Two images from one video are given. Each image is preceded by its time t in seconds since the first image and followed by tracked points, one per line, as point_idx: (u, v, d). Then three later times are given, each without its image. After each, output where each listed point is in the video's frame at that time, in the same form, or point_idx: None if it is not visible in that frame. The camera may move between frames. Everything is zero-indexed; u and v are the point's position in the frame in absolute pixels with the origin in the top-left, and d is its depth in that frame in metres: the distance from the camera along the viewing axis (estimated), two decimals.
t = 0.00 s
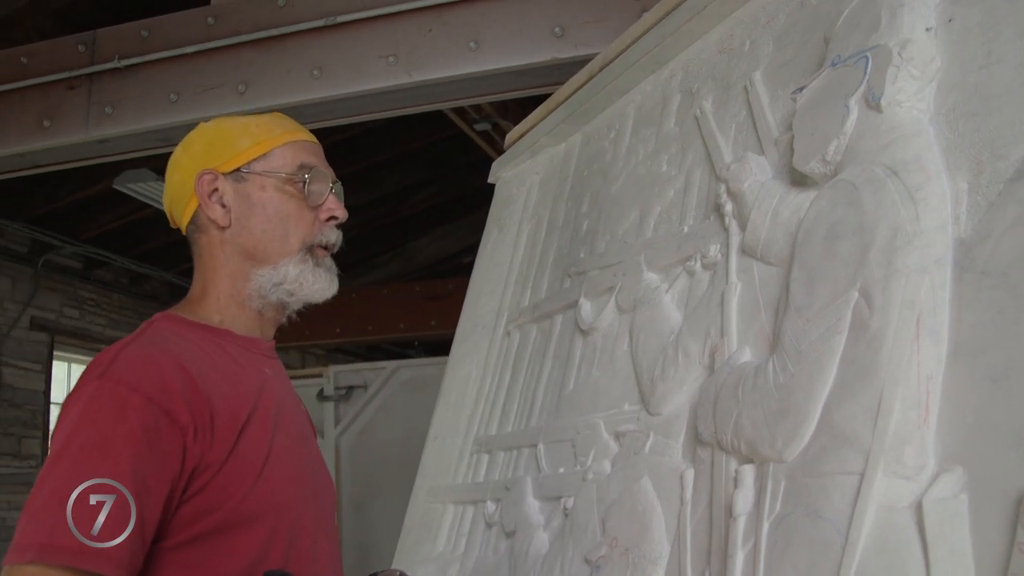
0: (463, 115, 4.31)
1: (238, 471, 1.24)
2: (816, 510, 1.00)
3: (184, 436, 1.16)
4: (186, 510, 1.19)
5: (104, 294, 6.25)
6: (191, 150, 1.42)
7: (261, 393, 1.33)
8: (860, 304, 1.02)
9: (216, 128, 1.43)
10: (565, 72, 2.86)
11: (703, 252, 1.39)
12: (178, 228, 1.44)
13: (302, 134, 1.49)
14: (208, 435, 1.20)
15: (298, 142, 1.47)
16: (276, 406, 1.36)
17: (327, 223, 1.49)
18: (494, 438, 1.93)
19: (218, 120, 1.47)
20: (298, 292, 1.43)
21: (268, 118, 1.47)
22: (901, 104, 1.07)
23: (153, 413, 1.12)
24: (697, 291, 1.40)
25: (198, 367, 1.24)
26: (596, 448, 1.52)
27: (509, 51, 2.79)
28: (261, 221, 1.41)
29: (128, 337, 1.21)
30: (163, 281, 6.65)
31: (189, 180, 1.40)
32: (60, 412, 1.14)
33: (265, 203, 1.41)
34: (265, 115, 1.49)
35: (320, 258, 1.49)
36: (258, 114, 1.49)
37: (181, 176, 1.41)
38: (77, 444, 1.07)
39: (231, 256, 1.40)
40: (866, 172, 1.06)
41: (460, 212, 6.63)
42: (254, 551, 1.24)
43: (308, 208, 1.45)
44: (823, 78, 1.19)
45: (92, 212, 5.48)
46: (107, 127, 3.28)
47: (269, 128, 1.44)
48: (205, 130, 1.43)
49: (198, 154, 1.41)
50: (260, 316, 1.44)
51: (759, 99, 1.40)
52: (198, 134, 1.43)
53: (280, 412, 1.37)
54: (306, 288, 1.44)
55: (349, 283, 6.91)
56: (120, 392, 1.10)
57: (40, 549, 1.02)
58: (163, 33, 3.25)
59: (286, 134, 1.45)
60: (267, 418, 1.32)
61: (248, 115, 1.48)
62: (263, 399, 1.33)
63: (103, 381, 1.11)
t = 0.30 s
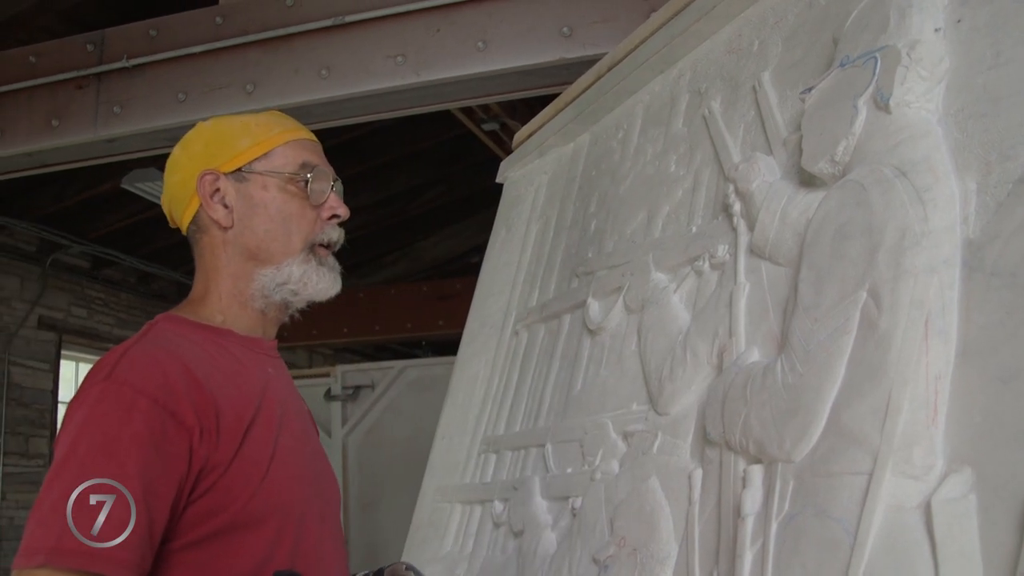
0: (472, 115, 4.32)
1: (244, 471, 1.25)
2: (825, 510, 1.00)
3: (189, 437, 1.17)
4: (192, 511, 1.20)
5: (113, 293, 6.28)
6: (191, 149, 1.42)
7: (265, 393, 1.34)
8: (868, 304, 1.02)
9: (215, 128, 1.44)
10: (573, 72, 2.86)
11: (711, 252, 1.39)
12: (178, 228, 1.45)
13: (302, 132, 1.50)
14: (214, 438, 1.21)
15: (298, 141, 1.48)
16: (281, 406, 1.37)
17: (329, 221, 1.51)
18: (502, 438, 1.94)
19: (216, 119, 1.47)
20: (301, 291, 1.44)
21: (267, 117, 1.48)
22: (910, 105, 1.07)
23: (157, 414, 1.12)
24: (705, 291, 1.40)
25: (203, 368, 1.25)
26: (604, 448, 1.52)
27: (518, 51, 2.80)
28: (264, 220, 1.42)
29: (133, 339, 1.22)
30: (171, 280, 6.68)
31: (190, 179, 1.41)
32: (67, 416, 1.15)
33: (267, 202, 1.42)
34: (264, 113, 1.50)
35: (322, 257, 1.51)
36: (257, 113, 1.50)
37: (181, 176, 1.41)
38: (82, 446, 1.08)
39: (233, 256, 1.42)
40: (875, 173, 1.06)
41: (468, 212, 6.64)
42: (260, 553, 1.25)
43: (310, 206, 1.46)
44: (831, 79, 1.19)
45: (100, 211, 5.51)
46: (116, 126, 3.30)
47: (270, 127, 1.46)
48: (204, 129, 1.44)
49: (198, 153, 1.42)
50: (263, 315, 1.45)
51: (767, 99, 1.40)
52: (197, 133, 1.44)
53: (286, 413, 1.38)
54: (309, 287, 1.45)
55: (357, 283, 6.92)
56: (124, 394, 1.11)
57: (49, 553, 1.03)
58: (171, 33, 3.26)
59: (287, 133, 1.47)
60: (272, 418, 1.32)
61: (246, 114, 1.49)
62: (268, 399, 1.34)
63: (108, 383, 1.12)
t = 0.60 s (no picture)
0: (473, 117, 4.33)
1: (242, 471, 1.26)
2: (824, 511, 1.00)
3: (186, 437, 1.17)
4: (190, 512, 1.21)
5: (113, 294, 6.29)
6: (191, 148, 1.43)
7: (262, 393, 1.34)
8: (868, 306, 1.02)
9: (216, 127, 1.44)
10: (575, 74, 2.87)
11: (712, 254, 1.40)
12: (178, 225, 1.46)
13: (303, 133, 1.49)
14: (211, 438, 1.22)
15: (298, 141, 1.48)
16: (278, 406, 1.38)
17: (327, 224, 1.51)
18: (504, 439, 1.94)
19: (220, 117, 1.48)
20: (294, 294, 1.44)
21: (269, 117, 1.47)
22: (910, 108, 1.07)
23: (154, 415, 1.13)
24: (706, 293, 1.40)
25: (200, 369, 1.25)
26: (604, 449, 1.52)
27: (519, 52, 2.80)
28: (258, 222, 1.42)
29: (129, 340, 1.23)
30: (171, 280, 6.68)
31: (187, 179, 1.42)
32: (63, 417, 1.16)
33: (262, 204, 1.42)
34: (267, 112, 1.50)
35: (318, 260, 1.51)
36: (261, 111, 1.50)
37: (180, 175, 1.43)
38: (79, 448, 1.08)
39: (228, 257, 1.42)
40: (876, 176, 1.07)
41: (470, 213, 6.65)
42: (258, 553, 1.25)
43: (306, 208, 1.46)
44: (833, 81, 1.19)
45: (101, 211, 5.51)
46: (118, 126, 3.31)
47: (269, 127, 1.45)
48: (206, 127, 1.45)
49: (197, 153, 1.43)
50: (258, 316, 1.46)
51: (768, 102, 1.40)
52: (198, 132, 1.45)
53: (284, 413, 1.38)
54: (303, 290, 1.45)
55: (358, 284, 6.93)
56: (121, 395, 1.11)
57: (46, 555, 1.03)
58: (173, 33, 3.27)
59: (287, 133, 1.47)
60: (269, 419, 1.33)
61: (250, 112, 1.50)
62: (265, 399, 1.35)
63: (105, 385, 1.12)
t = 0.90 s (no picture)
0: (472, 118, 4.33)
1: (234, 473, 1.26)
2: (824, 513, 1.00)
3: (175, 439, 1.18)
4: (180, 514, 1.21)
5: (111, 294, 6.29)
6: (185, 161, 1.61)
7: (255, 395, 1.35)
8: (868, 310, 1.03)
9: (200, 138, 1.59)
10: (574, 76, 2.88)
11: (712, 257, 1.40)
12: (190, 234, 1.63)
13: (268, 126, 1.56)
14: (201, 440, 1.22)
15: (261, 137, 1.55)
16: (273, 408, 1.38)
17: (296, 214, 1.53)
18: (503, 440, 1.94)
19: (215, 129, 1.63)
20: (257, 286, 1.47)
21: (241, 117, 1.58)
22: (910, 112, 1.07)
23: (142, 417, 1.13)
24: (706, 296, 1.41)
25: (191, 371, 1.26)
26: (604, 451, 1.52)
27: (518, 55, 2.81)
28: (223, 221, 1.51)
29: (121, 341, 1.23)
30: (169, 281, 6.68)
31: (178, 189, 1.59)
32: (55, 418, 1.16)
33: (225, 204, 1.51)
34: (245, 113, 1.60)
35: (293, 252, 1.53)
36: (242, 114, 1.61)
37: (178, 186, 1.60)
38: (68, 449, 1.09)
39: (205, 259, 1.52)
40: (875, 179, 1.07)
41: (469, 214, 6.66)
42: (251, 557, 1.25)
43: (266, 202, 1.51)
44: (833, 85, 1.20)
45: (101, 212, 5.51)
46: (117, 127, 3.31)
47: (234, 128, 1.56)
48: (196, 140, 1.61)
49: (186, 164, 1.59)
50: (238, 315, 1.51)
51: (768, 105, 1.41)
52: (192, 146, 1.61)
53: (279, 415, 1.38)
54: (265, 282, 1.47)
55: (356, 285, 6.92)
56: (109, 397, 1.12)
57: (32, 557, 1.04)
58: (173, 34, 3.27)
59: (246, 130, 1.55)
60: (262, 421, 1.34)
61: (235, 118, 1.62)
62: (259, 402, 1.35)
63: (94, 386, 1.12)
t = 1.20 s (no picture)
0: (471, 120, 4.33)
1: (228, 475, 1.26)
2: (824, 516, 1.01)
3: (164, 442, 1.18)
4: (174, 517, 1.22)
5: (109, 295, 6.28)
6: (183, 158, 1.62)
7: (249, 396, 1.35)
8: (867, 313, 1.03)
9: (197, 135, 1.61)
10: (573, 78, 2.88)
11: (711, 259, 1.40)
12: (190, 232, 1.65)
13: (260, 121, 1.56)
14: (192, 443, 1.22)
15: (253, 134, 1.55)
16: (269, 409, 1.38)
17: (287, 211, 1.52)
18: (502, 441, 1.94)
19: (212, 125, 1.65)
20: (248, 286, 1.47)
21: (234, 112, 1.58)
22: (910, 116, 1.08)
23: (129, 420, 1.14)
24: (705, 299, 1.41)
25: (181, 373, 1.26)
26: (602, 453, 1.52)
27: (518, 57, 2.81)
28: (217, 220, 1.52)
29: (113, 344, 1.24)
30: (167, 282, 6.68)
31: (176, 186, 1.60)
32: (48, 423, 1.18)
33: (218, 202, 1.52)
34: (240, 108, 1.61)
35: (283, 250, 1.51)
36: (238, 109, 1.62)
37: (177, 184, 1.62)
38: (56, 454, 1.10)
39: (200, 258, 1.53)
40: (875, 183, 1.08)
41: (467, 216, 6.66)
42: (247, 559, 1.26)
43: (257, 200, 1.50)
44: (832, 89, 1.20)
45: (99, 212, 5.51)
46: (116, 127, 3.31)
47: (227, 123, 1.56)
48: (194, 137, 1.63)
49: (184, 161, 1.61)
50: (233, 315, 1.50)
51: (767, 108, 1.41)
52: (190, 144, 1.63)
53: (276, 416, 1.38)
54: (256, 281, 1.46)
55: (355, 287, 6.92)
56: (96, 401, 1.12)
57: (21, 563, 1.05)
58: (172, 35, 3.28)
59: (240, 125, 1.55)
60: (258, 422, 1.34)
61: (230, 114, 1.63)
62: (254, 403, 1.35)
63: (82, 390, 1.13)
